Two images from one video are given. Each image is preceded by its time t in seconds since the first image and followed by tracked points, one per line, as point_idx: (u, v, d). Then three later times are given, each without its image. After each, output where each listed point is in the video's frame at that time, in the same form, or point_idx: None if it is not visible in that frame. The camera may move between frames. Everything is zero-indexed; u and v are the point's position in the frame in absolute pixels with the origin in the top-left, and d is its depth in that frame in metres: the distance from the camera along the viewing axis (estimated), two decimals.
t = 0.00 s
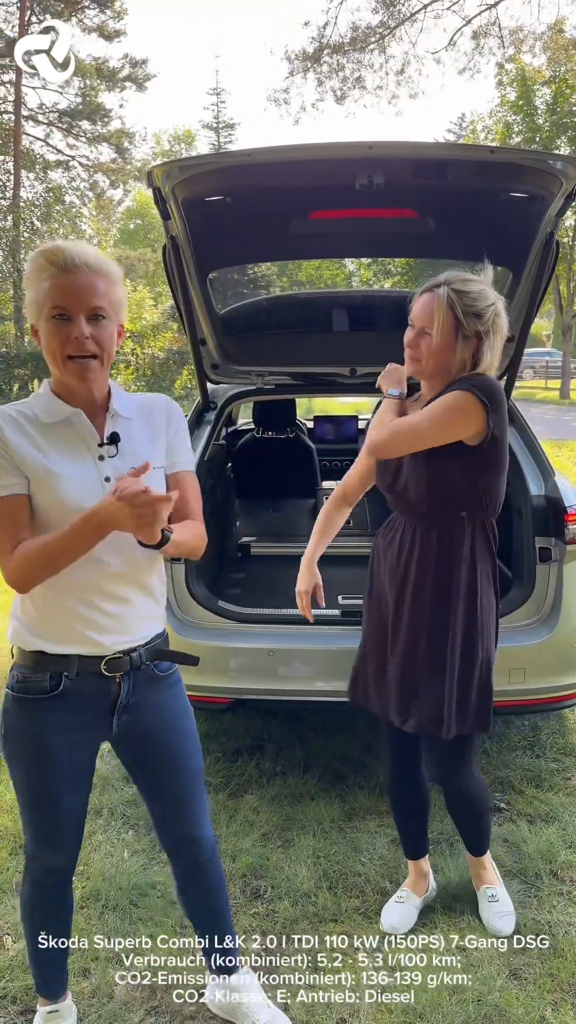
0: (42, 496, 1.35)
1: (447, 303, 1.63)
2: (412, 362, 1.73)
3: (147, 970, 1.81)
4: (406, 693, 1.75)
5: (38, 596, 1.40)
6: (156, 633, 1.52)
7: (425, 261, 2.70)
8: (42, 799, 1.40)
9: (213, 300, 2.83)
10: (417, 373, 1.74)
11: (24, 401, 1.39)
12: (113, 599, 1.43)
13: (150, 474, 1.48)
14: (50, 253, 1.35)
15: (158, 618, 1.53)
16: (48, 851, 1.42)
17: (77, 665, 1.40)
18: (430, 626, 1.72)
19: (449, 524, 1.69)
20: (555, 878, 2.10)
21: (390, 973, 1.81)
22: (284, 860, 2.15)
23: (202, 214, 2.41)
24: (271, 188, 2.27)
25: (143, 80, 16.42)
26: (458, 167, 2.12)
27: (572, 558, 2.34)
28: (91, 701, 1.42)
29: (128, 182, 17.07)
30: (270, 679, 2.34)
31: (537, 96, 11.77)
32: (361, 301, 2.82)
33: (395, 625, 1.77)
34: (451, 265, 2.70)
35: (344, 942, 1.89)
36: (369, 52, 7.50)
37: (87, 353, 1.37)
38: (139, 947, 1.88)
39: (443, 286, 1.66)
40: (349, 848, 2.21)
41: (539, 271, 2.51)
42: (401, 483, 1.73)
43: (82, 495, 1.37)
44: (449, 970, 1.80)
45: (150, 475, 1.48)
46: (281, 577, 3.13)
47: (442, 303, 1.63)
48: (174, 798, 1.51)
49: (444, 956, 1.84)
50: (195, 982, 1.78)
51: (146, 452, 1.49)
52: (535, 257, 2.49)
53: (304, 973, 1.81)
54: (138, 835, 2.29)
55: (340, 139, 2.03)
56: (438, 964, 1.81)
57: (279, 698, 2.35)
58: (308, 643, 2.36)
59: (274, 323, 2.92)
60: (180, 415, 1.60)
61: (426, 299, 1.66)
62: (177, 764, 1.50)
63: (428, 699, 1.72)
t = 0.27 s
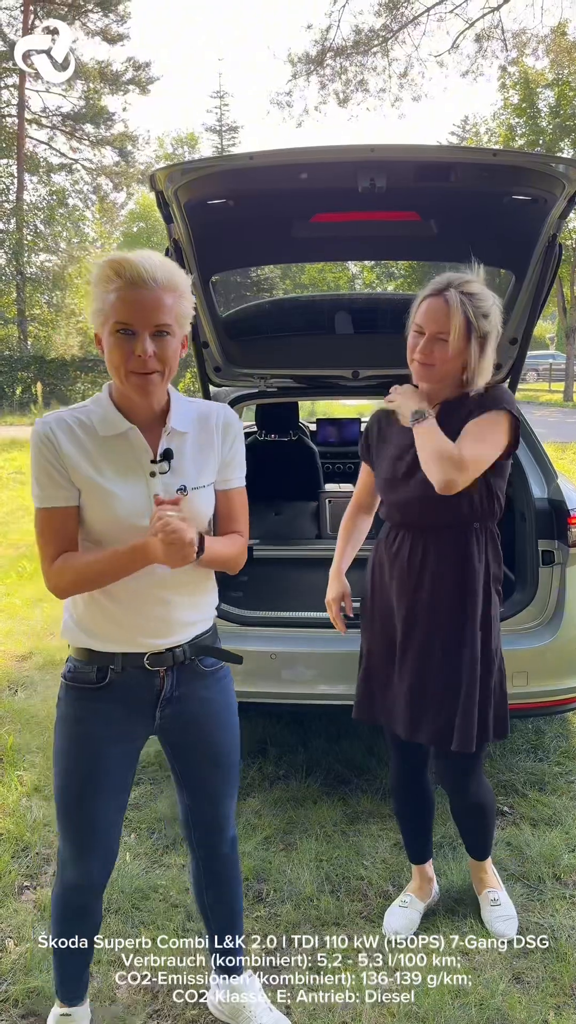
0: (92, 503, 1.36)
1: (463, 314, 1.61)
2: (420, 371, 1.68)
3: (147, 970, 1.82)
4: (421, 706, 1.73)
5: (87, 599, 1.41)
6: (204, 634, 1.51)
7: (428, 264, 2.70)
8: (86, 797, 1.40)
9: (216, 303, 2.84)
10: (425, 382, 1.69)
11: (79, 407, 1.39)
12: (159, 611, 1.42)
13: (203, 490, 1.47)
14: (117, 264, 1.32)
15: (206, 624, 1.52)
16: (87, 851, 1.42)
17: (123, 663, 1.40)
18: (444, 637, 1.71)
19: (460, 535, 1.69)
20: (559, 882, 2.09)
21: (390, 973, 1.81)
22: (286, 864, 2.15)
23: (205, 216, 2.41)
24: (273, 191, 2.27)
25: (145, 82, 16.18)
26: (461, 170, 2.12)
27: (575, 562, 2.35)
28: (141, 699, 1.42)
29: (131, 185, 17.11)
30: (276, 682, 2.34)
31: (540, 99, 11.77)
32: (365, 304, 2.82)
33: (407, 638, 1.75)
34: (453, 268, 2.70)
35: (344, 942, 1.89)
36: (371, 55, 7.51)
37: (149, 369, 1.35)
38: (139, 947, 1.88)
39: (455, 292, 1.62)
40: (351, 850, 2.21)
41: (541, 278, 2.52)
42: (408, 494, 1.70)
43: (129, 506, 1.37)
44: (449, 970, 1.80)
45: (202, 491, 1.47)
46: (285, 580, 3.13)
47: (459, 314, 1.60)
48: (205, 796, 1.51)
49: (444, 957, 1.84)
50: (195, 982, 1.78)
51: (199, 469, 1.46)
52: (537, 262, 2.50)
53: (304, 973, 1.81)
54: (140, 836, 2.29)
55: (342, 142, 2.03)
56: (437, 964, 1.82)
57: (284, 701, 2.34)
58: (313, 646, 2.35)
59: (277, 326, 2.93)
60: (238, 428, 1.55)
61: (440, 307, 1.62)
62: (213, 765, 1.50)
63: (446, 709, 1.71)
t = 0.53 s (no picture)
0: (111, 506, 1.36)
1: (480, 315, 1.61)
2: (435, 376, 1.66)
3: (147, 970, 1.83)
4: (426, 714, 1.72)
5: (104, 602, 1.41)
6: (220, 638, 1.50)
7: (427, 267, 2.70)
8: (103, 798, 1.42)
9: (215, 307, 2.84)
10: (436, 387, 1.68)
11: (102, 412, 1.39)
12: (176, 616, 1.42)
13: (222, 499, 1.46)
14: (147, 276, 1.30)
15: (223, 629, 1.51)
16: (105, 850, 1.44)
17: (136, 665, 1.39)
18: (449, 644, 1.70)
19: (467, 541, 1.69)
20: (558, 885, 2.09)
21: (390, 973, 1.82)
22: (285, 867, 2.14)
23: (204, 220, 2.42)
24: (271, 195, 2.28)
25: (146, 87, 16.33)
26: (459, 173, 2.13)
27: (574, 565, 2.35)
28: (154, 702, 1.41)
29: (131, 189, 17.15)
30: (276, 685, 2.34)
31: (540, 103, 11.81)
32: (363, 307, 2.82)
33: (412, 646, 1.73)
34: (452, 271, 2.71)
35: (344, 942, 1.90)
36: (371, 59, 7.54)
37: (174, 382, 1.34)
38: (139, 946, 1.90)
39: (468, 293, 1.62)
40: (349, 854, 2.20)
41: (540, 280, 2.51)
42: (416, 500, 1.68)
43: (148, 510, 1.37)
44: (449, 970, 1.81)
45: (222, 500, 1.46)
46: (285, 582, 3.13)
47: (478, 316, 1.60)
48: (210, 798, 1.50)
49: (444, 957, 1.85)
50: (195, 982, 1.79)
51: (219, 479, 1.45)
52: (535, 265, 2.49)
53: (303, 972, 1.82)
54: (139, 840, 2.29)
55: (340, 146, 2.04)
56: (437, 964, 1.82)
57: (284, 704, 2.34)
58: (313, 649, 2.35)
59: (276, 329, 2.93)
60: (261, 437, 1.54)
61: (455, 307, 1.61)
62: (218, 768, 1.49)
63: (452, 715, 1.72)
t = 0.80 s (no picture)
0: (105, 507, 1.36)
1: (490, 320, 1.64)
2: (445, 376, 1.65)
3: (147, 971, 1.84)
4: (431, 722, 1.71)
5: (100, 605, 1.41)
6: (217, 645, 1.49)
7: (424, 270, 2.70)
8: (99, 806, 1.42)
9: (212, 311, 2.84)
10: (442, 388, 1.67)
11: (101, 413, 1.39)
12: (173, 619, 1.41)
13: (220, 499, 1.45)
14: (138, 266, 1.32)
15: (221, 634, 1.50)
16: (102, 857, 1.45)
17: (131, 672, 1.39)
18: (454, 651, 1.70)
19: (472, 548, 1.70)
20: (554, 888, 2.09)
21: (390, 973, 1.83)
22: (282, 871, 2.14)
23: (201, 223, 2.42)
24: (268, 198, 2.28)
25: (144, 91, 16.29)
26: (455, 177, 2.14)
27: (570, 568, 2.35)
28: (148, 710, 1.41)
29: (129, 192, 17.16)
30: (273, 688, 2.33)
31: (536, 107, 11.85)
32: (360, 311, 2.82)
33: (416, 652, 1.72)
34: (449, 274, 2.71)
35: (344, 942, 1.91)
36: (368, 63, 7.56)
37: (170, 372, 1.35)
38: (139, 947, 1.90)
39: (479, 296, 1.65)
40: (346, 857, 2.20)
41: (537, 281, 2.50)
42: (423, 506, 1.68)
43: (143, 511, 1.36)
44: (449, 970, 1.82)
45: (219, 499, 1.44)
46: (282, 585, 3.12)
47: (488, 319, 1.63)
48: (207, 808, 1.50)
49: (444, 957, 1.86)
50: (194, 982, 1.79)
51: (217, 478, 1.44)
52: (532, 268, 2.49)
53: (304, 974, 1.83)
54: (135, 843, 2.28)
55: (337, 150, 2.05)
56: (437, 964, 1.83)
57: (281, 707, 2.34)
58: (310, 652, 2.35)
59: (272, 333, 2.93)
60: (260, 443, 1.54)
61: (466, 309, 1.63)
62: (215, 779, 1.48)
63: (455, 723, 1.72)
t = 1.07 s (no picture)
0: (94, 511, 1.36)
1: (502, 320, 1.62)
2: (455, 380, 1.66)
3: (147, 971, 1.84)
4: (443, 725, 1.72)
5: (90, 610, 1.41)
6: (213, 650, 1.48)
7: (420, 274, 2.71)
8: (92, 816, 1.42)
9: (208, 314, 2.84)
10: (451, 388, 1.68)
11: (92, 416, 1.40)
12: (164, 623, 1.40)
13: (212, 497, 1.44)
14: (122, 264, 1.32)
15: (216, 637, 1.49)
16: (96, 867, 1.44)
17: (124, 679, 1.39)
18: (468, 655, 1.70)
19: (488, 553, 1.69)
20: (550, 892, 2.09)
21: (390, 974, 1.83)
22: (278, 874, 2.14)
23: (197, 227, 2.42)
24: (264, 202, 2.29)
25: (140, 93, 16.15)
26: (451, 181, 2.15)
27: (566, 570, 2.36)
28: (141, 721, 1.40)
29: (126, 196, 17.19)
30: (270, 692, 2.33)
31: (532, 112, 11.89)
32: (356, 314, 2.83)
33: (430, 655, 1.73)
34: (444, 277, 2.71)
35: (345, 942, 1.92)
36: (364, 68, 7.58)
37: (158, 371, 1.35)
38: (139, 947, 1.90)
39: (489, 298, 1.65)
40: (343, 861, 2.20)
41: (533, 283, 2.49)
42: (437, 510, 1.69)
43: (132, 513, 1.35)
44: (449, 970, 1.83)
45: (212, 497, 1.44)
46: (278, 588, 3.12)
47: (494, 319, 1.62)
48: (202, 818, 1.50)
49: (444, 957, 1.87)
50: (194, 982, 1.81)
51: (208, 475, 1.44)
52: (527, 270, 2.49)
53: (303, 974, 1.84)
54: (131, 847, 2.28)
55: (333, 154, 2.05)
56: (437, 964, 1.84)
57: (277, 711, 2.34)
58: (306, 655, 2.35)
59: (269, 336, 2.94)
60: (252, 447, 1.54)
61: (473, 312, 1.64)
62: (210, 789, 1.48)
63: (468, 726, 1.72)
